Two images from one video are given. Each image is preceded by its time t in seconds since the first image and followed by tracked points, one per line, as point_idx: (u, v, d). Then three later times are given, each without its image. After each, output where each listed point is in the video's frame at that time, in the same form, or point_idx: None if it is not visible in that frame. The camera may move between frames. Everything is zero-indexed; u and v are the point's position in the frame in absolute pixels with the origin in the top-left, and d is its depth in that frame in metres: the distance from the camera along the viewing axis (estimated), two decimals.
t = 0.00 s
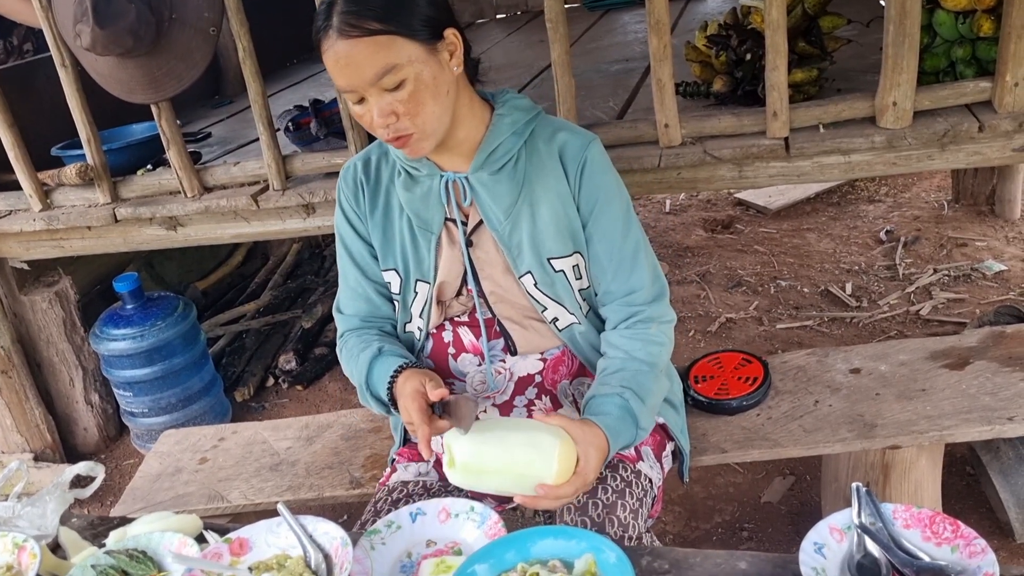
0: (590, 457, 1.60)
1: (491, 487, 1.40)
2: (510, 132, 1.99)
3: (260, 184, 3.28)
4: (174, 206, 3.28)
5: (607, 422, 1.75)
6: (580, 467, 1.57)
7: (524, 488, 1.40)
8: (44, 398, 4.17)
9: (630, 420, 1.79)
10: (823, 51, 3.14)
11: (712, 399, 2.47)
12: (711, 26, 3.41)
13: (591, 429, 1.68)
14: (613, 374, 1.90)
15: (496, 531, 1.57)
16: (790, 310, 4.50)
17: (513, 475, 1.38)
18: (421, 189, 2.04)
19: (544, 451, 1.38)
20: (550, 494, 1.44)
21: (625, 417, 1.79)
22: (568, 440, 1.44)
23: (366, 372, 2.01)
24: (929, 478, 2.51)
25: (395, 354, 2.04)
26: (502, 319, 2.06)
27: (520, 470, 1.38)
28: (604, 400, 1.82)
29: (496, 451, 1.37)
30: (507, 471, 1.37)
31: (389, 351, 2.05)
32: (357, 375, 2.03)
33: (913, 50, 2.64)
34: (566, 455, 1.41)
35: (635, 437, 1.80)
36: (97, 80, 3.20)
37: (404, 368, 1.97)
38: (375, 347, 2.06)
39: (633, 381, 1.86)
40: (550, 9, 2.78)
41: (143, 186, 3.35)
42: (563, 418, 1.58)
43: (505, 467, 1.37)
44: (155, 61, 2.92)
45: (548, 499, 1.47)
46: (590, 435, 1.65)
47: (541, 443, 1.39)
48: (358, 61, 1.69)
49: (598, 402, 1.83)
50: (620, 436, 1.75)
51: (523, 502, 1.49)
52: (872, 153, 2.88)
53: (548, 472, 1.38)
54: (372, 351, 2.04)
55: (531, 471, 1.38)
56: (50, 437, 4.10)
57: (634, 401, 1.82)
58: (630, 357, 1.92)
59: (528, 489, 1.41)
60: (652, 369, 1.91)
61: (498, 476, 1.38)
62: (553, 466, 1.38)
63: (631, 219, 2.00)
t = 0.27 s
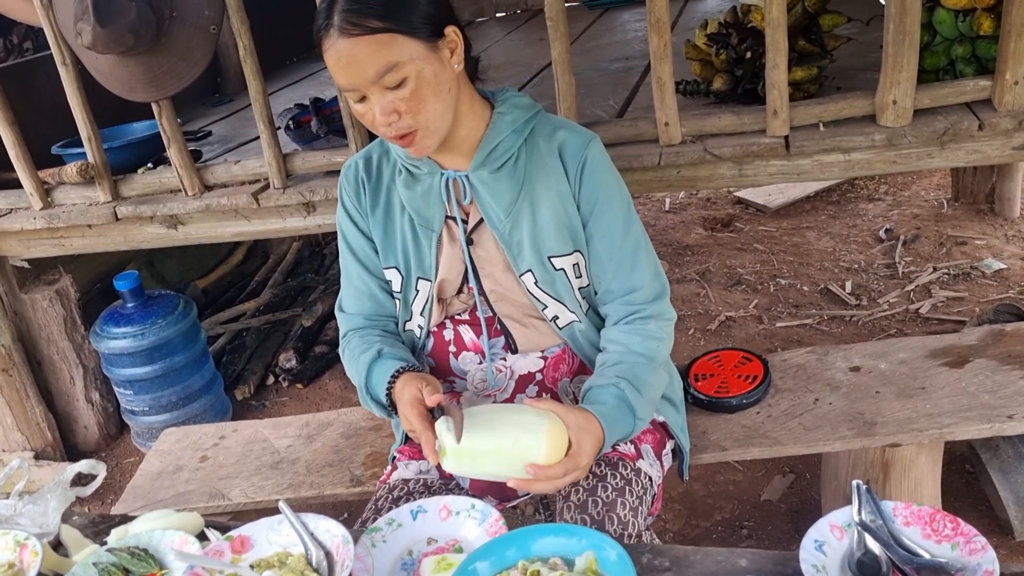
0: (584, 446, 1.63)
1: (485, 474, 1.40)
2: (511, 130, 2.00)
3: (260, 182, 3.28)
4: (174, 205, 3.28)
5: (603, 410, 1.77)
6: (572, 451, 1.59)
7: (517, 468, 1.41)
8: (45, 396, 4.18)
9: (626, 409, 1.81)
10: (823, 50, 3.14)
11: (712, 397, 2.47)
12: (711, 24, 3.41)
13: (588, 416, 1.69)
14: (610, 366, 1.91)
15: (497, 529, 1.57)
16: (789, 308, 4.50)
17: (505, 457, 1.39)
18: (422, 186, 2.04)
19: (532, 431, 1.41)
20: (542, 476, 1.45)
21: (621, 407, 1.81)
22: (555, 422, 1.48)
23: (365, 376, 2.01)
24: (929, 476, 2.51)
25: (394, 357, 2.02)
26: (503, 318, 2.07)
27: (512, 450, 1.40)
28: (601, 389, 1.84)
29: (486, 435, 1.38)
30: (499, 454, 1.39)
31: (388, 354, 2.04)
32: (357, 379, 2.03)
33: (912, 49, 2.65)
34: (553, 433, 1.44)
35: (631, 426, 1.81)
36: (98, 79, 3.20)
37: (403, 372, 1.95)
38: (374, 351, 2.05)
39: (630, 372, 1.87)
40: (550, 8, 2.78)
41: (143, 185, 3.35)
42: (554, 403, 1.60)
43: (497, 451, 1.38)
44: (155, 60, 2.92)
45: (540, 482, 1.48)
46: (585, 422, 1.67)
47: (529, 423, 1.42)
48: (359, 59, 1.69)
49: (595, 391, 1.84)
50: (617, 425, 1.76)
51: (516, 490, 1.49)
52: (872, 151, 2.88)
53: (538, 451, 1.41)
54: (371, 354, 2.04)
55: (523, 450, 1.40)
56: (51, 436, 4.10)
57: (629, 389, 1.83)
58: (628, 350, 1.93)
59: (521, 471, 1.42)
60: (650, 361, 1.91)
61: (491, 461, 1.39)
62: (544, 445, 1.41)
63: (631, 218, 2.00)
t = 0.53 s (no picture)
0: (570, 455, 1.65)
1: (467, 483, 1.42)
2: (509, 131, 1.99)
3: (259, 182, 3.28)
4: (173, 204, 3.28)
5: (589, 421, 1.77)
6: (558, 463, 1.60)
7: (501, 482, 1.41)
8: (43, 396, 4.17)
9: (613, 419, 1.81)
10: (821, 49, 3.15)
11: (711, 397, 2.47)
12: (710, 24, 3.41)
13: (574, 426, 1.71)
14: (598, 374, 1.91)
15: (495, 529, 1.57)
16: (788, 307, 4.50)
17: (488, 470, 1.40)
18: (421, 187, 2.04)
19: (518, 447, 1.40)
20: (527, 488, 1.45)
21: (608, 417, 1.81)
22: (543, 433, 1.46)
23: (357, 395, 2.00)
24: (927, 476, 2.51)
25: (383, 378, 1.99)
26: (501, 319, 2.07)
27: (495, 465, 1.39)
28: (588, 398, 1.84)
29: (470, 447, 1.39)
30: (481, 467, 1.39)
31: (378, 373, 2.01)
32: (350, 395, 2.03)
33: (911, 48, 2.65)
34: (541, 448, 1.42)
35: (619, 436, 1.81)
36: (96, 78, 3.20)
37: (391, 399, 1.93)
38: (364, 369, 2.03)
39: (618, 381, 1.87)
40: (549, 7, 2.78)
41: (142, 184, 3.35)
42: (541, 415, 1.62)
43: (478, 462, 1.39)
44: (153, 59, 2.91)
45: (527, 494, 1.49)
46: (571, 432, 1.69)
47: (515, 438, 1.41)
48: (361, 59, 1.69)
49: (582, 400, 1.85)
50: (603, 435, 1.76)
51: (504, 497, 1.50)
52: (871, 151, 2.88)
53: (523, 466, 1.40)
54: (362, 374, 2.02)
55: (506, 465, 1.40)
56: (49, 436, 4.10)
57: (617, 399, 1.83)
58: (617, 357, 1.93)
59: (505, 483, 1.42)
60: (638, 368, 1.91)
61: (472, 471, 1.40)
62: (528, 459, 1.40)
63: (626, 220, 2.00)
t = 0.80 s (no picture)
0: (563, 459, 1.64)
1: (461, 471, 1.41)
2: (509, 129, 1.99)
3: (259, 179, 3.28)
4: (172, 201, 3.27)
5: (583, 427, 1.76)
6: (552, 467, 1.59)
7: (497, 479, 1.41)
8: (42, 393, 4.17)
9: (607, 426, 1.80)
10: (822, 47, 3.15)
11: (711, 395, 2.47)
12: (710, 21, 3.41)
13: (569, 433, 1.70)
14: (593, 378, 1.90)
15: (495, 526, 1.57)
16: (788, 306, 4.50)
17: (486, 463, 1.39)
18: (420, 184, 2.04)
19: (520, 446, 1.40)
20: (521, 489, 1.45)
21: (602, 423, 1.80)
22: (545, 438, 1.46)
23: (349, 409, 2.00)
24: (927, 474, 2.51)
25: (373, 396, 1.98)
26: (499, 316, 2.07)
27: (495, 461, 1.39)
28: (583, 403, 1.83)
29: (472, 437, 1.38)
30: (480, 459, 1.38)
31: (369, 390, 2.00)
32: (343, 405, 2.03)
33: (912, 46, 2.64)
34: (541, 452, 1.42)
35: (611, 442, 1.81)
36: (96, 75, 3.19)
37: (380, 422, 1.91)
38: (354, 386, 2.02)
39: (614, 387, 1.86)
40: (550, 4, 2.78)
41: (141, 181, 3.35)
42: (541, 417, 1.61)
43: (478, 454, 1.38)
44: (153, 56, 2.91)
45: (519, 492, 1.48)
46: (566, 438, 1.68)
47: (517, 436, 1.40)
48: (360, 55, 1.69)
49: (576, 404, 1.84)
50: (595, 441, 1.76)
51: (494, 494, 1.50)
52: (872, 149, 2.88)
53: (521, 466, 1.40)
54: (353, 391, 2.01)
55: (505, 463, 1.39)
56: (49, 433, 4.10)
57: (612, 406, 1.82)
58: (612, 361, 1.92)
59: (500, 480, 1.42)
60: (632, 374, 1.90)
61: (470, 461, 1.39)
62: (528, 462, 1.40)
63: (623, 220, 1.99)
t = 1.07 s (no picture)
0: (576, 461, 1.61)
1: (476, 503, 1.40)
2: (507, 125, 1.98)
3: (257, 178, 3.27)
4: (171, 200, 3.26)
5: (592, 424, 1.75)
6: (567, 473, 1.57)
7: (513, 501, 1.40)
8: (41, 392, 4.17)
9: (615, 420, 1.79)
10: (822, 46, 3.14)
11: (710, 395, 2.47)
12: (710, 20, 3.40)
13: (577, 433, 1.68)
14: (598, 374, 1.89)
15: (493, 526, 1.58)
16: (788, 305, 4.50)
17: (499, 490, 1.38)
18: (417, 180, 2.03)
19: (528, 464, 1.39)
20: (538, 504, 1.45)
21: (611, 418, 1.79)
22: (551, 449, 1.45)
23: (353, 380, 2.00)
24: (927, 474, 2.51)
25: (380, 363, 2.00)
26: (499, 312, 2.07)
27: (507, 485, 1.38)
28: (589, 401, 1.82)
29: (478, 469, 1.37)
30: (492, 487, 1.37)
31: (375, 359, 2.02)
32: (345, 380, 2.02)
33: (912, 45, 2.64)
34: (550, 464, 1.42)
35: (622, 436, 1.80)
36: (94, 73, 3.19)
37: (387, 381, 1.93)
38: (361, 354, 2.03)
39: (619, 381, 1.86)
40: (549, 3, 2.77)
41: (140, 180, 3.34)
42: (541, 425, 1.58)
43: (488, 484, 1.37)
44: (152, 54, 2.90)
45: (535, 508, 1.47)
46: (576, 440, 1.65)
47: (524, 455, 1.40)
48: (360, 49, 1.68)
49: (583, 402, 1.83)
50: (606, 437, 1.74)
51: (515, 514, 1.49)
52: (871, 149, 2.87)
53: (534, 483, 1.39)
54: (358, 360, 2.02)
55: (517, 484, 1.38)
56: (47, 432, 4.09)
57: (618, 400, 1.82)
58: (616, 355, 1.92)
59: (515, 501, 1.41)
60: (638, 366, 1.90)
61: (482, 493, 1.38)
62: (539, 478, 1.39)
63: (624, 213, 1.99)
